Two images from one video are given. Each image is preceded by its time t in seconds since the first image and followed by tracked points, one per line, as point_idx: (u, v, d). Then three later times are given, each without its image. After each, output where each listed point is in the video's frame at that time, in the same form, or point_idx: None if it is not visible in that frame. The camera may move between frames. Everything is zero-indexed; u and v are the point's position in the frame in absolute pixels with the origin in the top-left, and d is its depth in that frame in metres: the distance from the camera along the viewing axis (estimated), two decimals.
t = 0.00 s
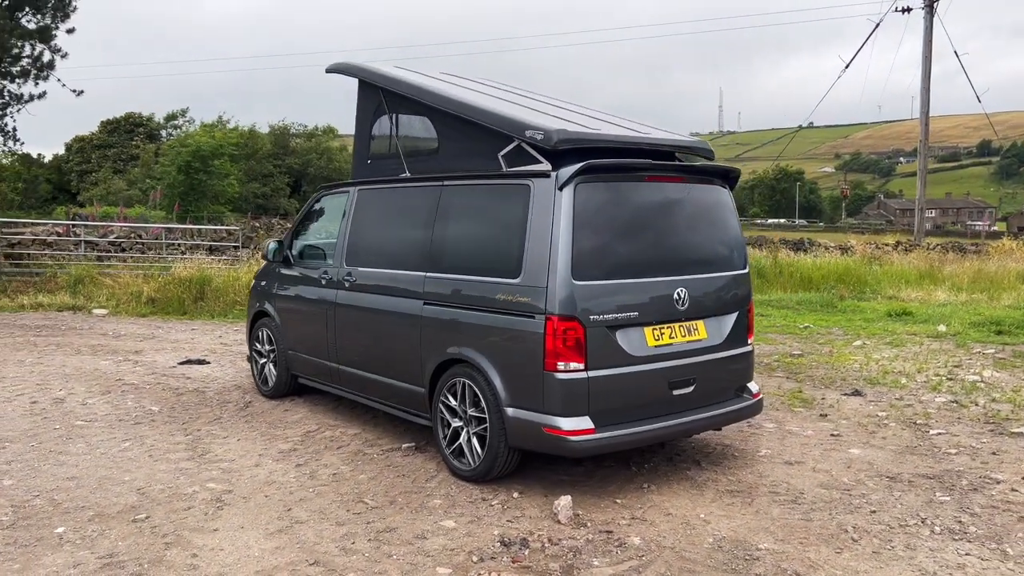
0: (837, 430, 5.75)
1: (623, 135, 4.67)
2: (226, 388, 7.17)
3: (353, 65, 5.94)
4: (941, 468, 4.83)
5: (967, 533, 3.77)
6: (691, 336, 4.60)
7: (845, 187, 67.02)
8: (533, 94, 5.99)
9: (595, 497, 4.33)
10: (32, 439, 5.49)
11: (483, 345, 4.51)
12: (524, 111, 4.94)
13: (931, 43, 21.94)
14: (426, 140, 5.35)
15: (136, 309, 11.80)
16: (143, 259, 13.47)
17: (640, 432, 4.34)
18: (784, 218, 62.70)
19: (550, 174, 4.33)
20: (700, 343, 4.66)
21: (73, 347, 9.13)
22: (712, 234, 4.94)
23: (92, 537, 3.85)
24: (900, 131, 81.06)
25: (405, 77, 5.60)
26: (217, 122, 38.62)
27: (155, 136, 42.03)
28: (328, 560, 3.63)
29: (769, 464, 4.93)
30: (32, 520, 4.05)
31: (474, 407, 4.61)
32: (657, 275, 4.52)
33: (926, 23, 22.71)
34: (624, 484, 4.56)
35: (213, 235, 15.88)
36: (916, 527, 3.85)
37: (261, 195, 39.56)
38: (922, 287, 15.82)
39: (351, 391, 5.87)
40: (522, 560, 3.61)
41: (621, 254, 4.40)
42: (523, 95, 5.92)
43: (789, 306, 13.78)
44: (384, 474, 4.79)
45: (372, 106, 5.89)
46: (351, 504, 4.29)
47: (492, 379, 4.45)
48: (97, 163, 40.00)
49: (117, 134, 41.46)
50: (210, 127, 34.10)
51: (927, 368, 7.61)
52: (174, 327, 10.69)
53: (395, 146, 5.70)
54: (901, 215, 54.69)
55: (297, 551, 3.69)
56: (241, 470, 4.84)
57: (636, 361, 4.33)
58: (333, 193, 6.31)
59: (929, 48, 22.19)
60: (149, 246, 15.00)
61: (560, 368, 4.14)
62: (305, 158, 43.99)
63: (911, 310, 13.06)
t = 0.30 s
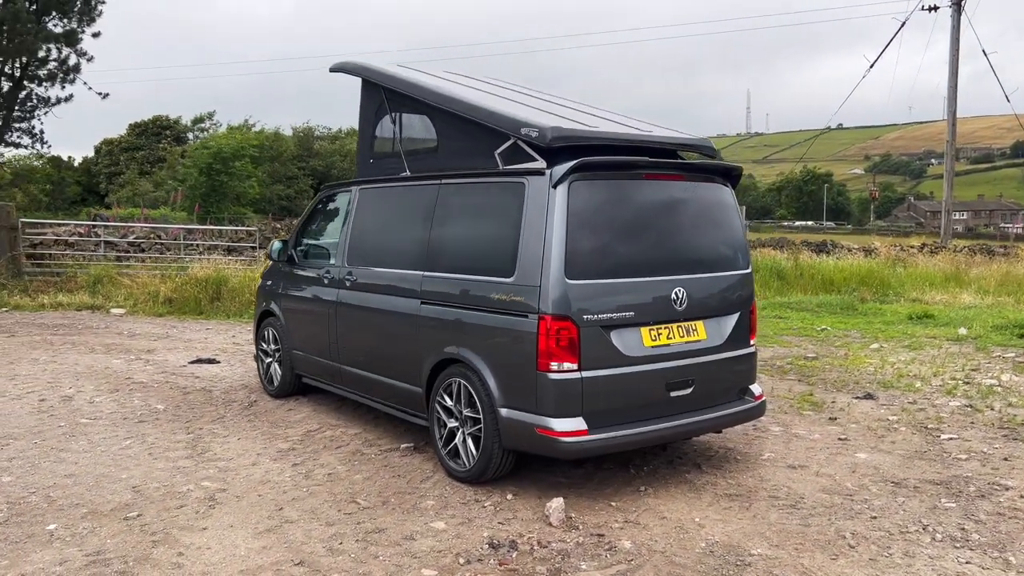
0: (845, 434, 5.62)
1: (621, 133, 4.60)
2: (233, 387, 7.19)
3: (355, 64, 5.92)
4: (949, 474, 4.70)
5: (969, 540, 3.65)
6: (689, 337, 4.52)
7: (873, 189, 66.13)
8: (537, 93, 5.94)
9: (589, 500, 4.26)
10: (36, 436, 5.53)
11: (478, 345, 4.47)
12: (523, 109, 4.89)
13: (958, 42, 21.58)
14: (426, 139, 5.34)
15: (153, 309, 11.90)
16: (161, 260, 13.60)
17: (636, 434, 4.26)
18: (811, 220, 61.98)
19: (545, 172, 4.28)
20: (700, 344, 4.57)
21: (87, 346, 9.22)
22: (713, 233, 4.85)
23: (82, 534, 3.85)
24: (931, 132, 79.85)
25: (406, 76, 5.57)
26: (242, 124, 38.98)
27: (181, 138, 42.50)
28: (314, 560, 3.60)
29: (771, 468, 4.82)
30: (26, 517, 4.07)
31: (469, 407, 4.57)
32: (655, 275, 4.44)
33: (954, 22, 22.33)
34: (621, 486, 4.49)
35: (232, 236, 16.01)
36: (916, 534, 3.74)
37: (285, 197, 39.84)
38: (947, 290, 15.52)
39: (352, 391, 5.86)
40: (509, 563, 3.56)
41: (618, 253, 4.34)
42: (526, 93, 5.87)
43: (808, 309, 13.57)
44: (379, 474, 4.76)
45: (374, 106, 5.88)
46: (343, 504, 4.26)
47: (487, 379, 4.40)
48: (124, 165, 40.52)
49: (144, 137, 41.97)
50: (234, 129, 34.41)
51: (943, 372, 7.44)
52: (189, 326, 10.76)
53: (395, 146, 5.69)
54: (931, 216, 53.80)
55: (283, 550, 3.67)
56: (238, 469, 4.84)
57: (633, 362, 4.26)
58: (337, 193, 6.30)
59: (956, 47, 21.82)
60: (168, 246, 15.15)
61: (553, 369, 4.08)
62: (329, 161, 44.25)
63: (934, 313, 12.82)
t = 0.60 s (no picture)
0: (851, 445, 5.47)
1: (615, 136, 4.49)
2: (234, 392, 7.17)
3: (352, 67, 5.86)
4: (955, 488, 4.54)
5: (970, 560, 3.50)
6: (684, 345, 4.40)
7: (899, 191, 65.24)
8: (535, 96, 5.85)
9: (580, 512, 4.16)
10: (32, 441, 5.52)
11: (467, 353, 4.39)
12: (518, 112, 4.80)
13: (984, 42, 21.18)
14: (421, 142, 5.27)
15: (165, 312, 11.95)
16: (175, 263, 13.69)
17: (628, 445, 4.15)
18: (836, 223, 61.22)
19: (534, 176, 4.19)
20: (696, 352, 4.45)
21: (96, 349, 9.25)
22: (711, 239, 4.73)
23: (63, 543, 3.81)
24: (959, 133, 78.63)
25: (402, 80, 5.50)
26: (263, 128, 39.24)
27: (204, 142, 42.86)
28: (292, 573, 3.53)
29: (771, 480, 4.69)
30: (10, 525, 4.04)
31: (459, 416, 4.48)
32: (648, 281, 4.33)
33: (979, 21, 21.91)
34: (614, 498, 4.38)
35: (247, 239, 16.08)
36: (915, 552, 3.60)
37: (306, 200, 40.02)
38: (971, 294, 15.19)
39: (348, 398, 5.80)
40: None
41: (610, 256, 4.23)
42: (525, 96, 5.79)
43: (826, 314, 13.35)
44: (369, 484, 4.68)
45: (371, 109, 5.82)
46: (329, 514, 4.19)
47: (476, 388, 4.32)
48: (147, 169, 40.94)
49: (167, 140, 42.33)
50: (254, 134, 34.63)
51: (958, 380, 7.24)
52: (199, 330, 10.79)
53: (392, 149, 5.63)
54: (958, 219, 52.91)
55: (262, 563, 3.60)
56: (228, 477, 4.79)
57: (624, 371, 4.15)
58: (336, 197, 6.26)
59: (982, 47, 21.43)
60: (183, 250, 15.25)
61: (541, 378, 3.99)
62: (350, 164, 44.41)
63: (955, 318, 12.54)
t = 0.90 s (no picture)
0: (852, 452, 5.38)
1: (607, 140, 4.44)
2: (237, 395, 7.19)
3: (350, 71, 5.86)
4: (955, 498, 4.45)
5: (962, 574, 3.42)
6: (676, 352, 4.34)
7: (923, 192, 64.45)
8: (533, 99, 5.82)
9: (569, 521, 4.11)
10: (32, 444, 5.57)
11: (456, 359, 4.35)
12: (511, 115, 4.77)
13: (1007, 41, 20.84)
14: (416, 145, 5.26)
15: (177, 314, 12.04)
16: (188, 266, 13.80)
17: (617, 453, 4.10)
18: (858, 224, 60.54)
19: (522, 181, 4.16)
20: (688, 358, 4.39)
21: (106, 352, 9.32)
22: (706, 243, 4.66)
23: (50, 548, 3.82)
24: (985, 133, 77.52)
25: (398, 84, 5.49)
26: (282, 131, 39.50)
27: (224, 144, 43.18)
28: None
29: (767, 489, 4.61)
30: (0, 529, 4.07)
31: (449, 422, 4.45)
32: (640, 286, 4.27)
33: (1002, 19, 21.55)
34: (605, 506, 4.33)
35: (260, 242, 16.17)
36: (906, 565, 3.52)
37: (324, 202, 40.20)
38: (991, 297, 14.93)
39: (346, 402, 5.80)
40: None
41: (600, 261, 4.18)
42: (523, 99, 5.76)
43: (841, 317, 13.17)
44: (360, 489, 4.66)
45: (368, 113, 5.81)
46: (316, 521, 4.17)
47: (465, 395, 4.28)
48: (168, 171, 41.33)
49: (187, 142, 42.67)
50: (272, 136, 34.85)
51: (968, 386, 7.11)
52: (208, 332, 10.86)
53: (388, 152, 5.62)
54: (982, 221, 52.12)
55: (244, 570, 3.59)
56: (221, 482, 4.79)
57: (613, 378, 4.10)
58: (335, 201, 6.26)
59: (1004, 46, 21.08)
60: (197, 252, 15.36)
61: (529, 385, 3.95)
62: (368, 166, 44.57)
63: (972, 322, 12.33)
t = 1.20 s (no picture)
0: (841, 450, 5.35)
1: (589, 137, 4.46)
2: (236, 392, 7.26)
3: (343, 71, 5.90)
4: (941, 496, 4.42)
5: (936, 571, 3.41)
6: (658, 349, 4.35)
7: (942, 191, 63.80)
8: (524, 97, 5.84)
9: (549, 516, 4.13)
10: (29, 439, 5.66)
11: (439, 356, 4.39)
12: (496, 113, 4.80)
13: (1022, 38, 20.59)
14: (404, 146, 5.31)
15: (186, 312, 12.16)
16: (197, 265, 13.93)
17: (597, 449, 4.12)
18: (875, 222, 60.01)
19: (502, 179, 4.18)
20: (670, 355, 4.40)
21: (112, 349, 9.44)
22: (690, 240, 4.66)
23: (36, 540, 3.89)
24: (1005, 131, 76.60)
25: (388, 84, 5.53)
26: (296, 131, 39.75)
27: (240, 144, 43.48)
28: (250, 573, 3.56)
29: (751, 486, 4.61)
30: None
31: (433, 418, 4.48)
32: (621, 284, 4.29)
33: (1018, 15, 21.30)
34: (586, 502, 4.35)
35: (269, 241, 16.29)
36: (880, 562, 3.52)
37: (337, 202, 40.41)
38: (1003, 296, 14.78)
39: (338, 400, 5.86)
40: None
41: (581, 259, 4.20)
42: (513, 97, 5.79)
43: (849, 316, 13.08)
44: (346, 485, 4.71)
45: (361, 112, 5.86)
46: (299, 515, 4.22)
47: (447, 392, 4.31)
48: (184, 171, 41.72)
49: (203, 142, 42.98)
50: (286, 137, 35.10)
51: (967, 385, 7.05)
52: (214, 330, 10.97)
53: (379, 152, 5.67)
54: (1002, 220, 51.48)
55: (223, 563, 3.64)
56: (210, 476, 4.85)
57: (592, 374, 4.12)
58: (328, 200, 6.32)
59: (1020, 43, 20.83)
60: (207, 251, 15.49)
61: (507, 381, 3.97)
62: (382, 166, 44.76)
63: (981, 320, 12.22)
